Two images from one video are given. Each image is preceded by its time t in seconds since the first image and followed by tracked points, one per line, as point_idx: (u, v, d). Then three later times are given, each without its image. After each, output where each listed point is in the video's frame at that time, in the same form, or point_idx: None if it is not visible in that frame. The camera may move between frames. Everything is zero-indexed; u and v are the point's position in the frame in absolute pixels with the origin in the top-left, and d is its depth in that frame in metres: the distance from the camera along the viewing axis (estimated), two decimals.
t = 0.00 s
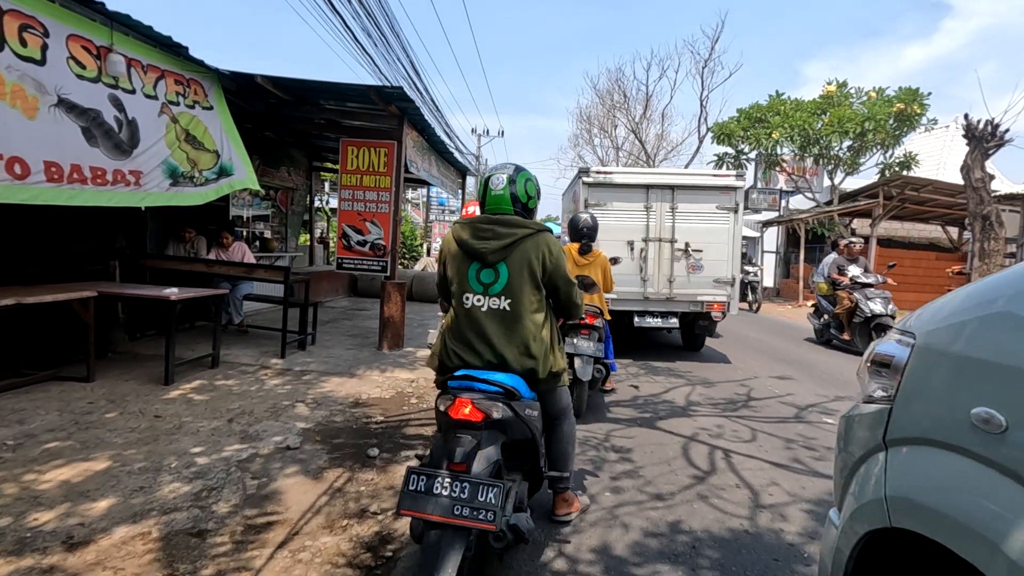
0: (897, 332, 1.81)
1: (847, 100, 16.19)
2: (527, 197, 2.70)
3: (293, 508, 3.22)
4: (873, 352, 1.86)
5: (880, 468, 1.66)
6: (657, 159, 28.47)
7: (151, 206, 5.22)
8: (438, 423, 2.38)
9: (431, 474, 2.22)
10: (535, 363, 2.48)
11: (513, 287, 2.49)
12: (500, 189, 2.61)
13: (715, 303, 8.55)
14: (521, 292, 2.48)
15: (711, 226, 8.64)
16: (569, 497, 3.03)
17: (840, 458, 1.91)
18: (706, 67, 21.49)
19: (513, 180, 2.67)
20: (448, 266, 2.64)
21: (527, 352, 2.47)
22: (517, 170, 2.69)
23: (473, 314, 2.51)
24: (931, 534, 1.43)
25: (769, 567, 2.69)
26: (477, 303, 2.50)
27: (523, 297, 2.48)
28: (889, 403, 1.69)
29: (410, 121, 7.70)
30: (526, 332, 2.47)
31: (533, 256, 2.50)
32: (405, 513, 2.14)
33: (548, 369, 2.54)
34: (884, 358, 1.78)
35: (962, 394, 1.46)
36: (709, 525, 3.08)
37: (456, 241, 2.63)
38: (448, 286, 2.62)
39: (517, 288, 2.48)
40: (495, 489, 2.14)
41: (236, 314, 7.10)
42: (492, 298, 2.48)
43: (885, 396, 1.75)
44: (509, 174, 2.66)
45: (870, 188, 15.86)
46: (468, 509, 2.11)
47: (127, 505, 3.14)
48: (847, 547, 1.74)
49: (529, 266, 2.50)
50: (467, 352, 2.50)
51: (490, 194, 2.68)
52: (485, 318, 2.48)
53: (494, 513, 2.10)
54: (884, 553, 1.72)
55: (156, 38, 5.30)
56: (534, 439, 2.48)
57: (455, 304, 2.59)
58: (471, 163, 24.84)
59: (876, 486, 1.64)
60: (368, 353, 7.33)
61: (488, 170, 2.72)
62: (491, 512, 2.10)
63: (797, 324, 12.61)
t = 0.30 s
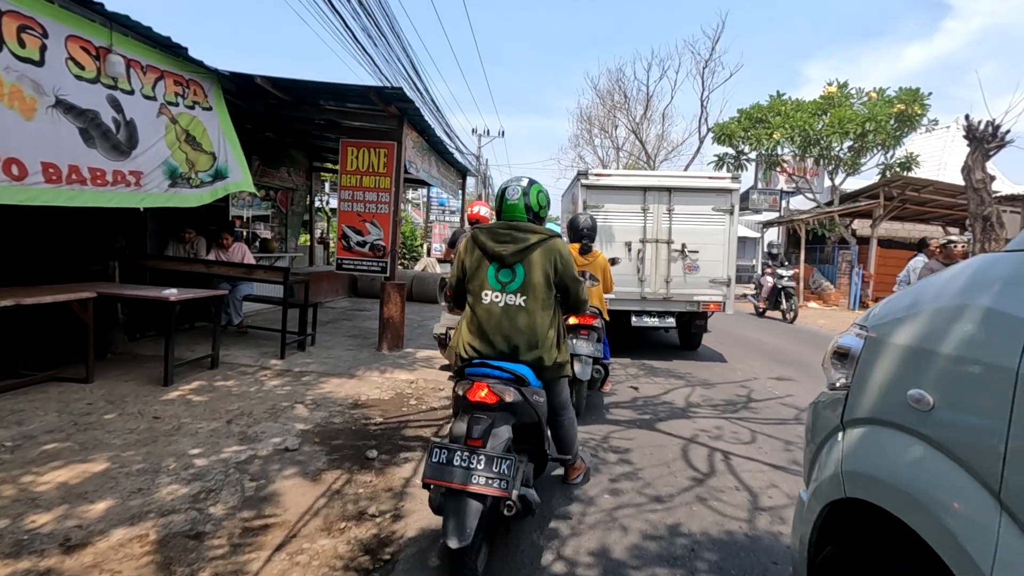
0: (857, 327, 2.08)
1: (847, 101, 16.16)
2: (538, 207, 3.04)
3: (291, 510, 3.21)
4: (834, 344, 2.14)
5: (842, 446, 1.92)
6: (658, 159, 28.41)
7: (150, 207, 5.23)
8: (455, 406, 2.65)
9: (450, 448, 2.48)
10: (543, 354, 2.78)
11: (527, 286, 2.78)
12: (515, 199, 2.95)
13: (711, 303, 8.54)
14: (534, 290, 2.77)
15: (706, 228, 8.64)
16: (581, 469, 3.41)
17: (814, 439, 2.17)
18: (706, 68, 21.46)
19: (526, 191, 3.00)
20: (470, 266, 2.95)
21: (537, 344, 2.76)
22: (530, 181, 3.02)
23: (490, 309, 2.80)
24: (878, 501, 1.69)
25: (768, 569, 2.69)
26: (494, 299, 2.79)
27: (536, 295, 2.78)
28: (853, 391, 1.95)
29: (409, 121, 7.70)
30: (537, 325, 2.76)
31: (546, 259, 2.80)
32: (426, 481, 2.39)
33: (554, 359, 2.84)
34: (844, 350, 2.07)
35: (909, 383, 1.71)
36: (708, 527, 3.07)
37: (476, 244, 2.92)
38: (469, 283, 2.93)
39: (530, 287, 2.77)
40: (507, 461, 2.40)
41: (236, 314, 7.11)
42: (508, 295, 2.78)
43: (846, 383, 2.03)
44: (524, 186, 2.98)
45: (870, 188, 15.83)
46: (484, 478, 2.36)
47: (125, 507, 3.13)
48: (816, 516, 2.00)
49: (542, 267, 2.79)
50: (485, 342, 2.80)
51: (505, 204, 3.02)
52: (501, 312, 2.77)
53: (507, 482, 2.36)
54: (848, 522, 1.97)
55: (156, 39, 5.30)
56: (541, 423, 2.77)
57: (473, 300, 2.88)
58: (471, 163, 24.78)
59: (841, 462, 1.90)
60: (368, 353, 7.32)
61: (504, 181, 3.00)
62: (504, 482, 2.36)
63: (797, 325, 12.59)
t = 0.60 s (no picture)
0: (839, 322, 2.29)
1: (849, 100, 16.08)
2: (552, 209, 3.53)
3: (288, 514, 3.16)
4: (818, 337, 2.34)
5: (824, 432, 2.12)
6: (659, 159, 28.33)
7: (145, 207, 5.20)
8: (472, 394, 3.02)
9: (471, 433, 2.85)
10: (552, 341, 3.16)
11: (541, 279, 3.18)
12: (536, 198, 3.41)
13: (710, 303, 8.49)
14: (547, 283, 3.18)
15: (705, 228, 8.59)
16: (582, 469, 3.57)
17: (801, 425, 2.37)
18: (708, 68, 21.42)
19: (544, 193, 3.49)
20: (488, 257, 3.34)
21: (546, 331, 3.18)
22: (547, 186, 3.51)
23: (508, 299, 3.17)
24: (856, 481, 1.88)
25: None
26: (512, 289, 3.17)
27: (548, 287, 3.20)
28: (833, 380, 2.14)
29: (409, 121, 7.66)
30: (547, 315, 3.16)
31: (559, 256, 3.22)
32: (450, 461, 2.74)
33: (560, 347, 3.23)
34: (826, 342, 2.26)
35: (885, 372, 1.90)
36: (711, 532, 3.02)
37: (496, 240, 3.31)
38: (487, 272, 3.30)
39: (544, 280, 3.18)
40: (522, 444, 2.77)
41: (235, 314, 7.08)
42: (524, 286, 3.16)
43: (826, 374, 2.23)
44: (542, 190, 3.45)
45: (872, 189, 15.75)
46: (502, 458, 2.72)
47: (120, 511, 3.09)
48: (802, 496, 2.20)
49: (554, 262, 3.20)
50: (498, 326, 3.18)
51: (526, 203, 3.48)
52: (518, 301, 3.15)
53: (523, 463, 2.73)
54: (830, 501, 2.17)
55: (154, 37, 5.25)
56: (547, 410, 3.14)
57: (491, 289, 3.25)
58: (471, 163, 24.71)
59: (824, 446, 2.10)
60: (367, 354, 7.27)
61: (524, 184, 3.46)
62: (519, 462, 2.73)
63: (799, 326, 12.53)
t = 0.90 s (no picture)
0: (833, 320, 2.33)
1: (852, 100, 15.97)
2: (547, 212, 3.53)
3: (282, 523, 3.07)
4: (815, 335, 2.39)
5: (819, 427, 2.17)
6: (660, 159, 28.23)
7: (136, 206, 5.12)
8: (479, 387, 3.02)
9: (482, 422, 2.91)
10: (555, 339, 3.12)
11: (542, 278, 3.14)
12: (536, 200, 3.42)
13: (711, 304, 8.39)
14: (549, 282, 3.14)
15: (705, 229, 8.48)
16: (581, 469, 3.46)
17: (798, 421, 2.42)
18: (710, 68, 21.30)
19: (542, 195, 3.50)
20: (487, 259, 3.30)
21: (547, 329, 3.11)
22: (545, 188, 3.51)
23: (510, 299, 3.12)
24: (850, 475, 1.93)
25: None
26: (513, 289, 3.12)
27: (549, 286, 3.17)
28: (828, 376, 2.19)
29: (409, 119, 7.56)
30: (551, 314, 3.13)
31: (558, 256, 3.20)
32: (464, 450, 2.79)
33: (563, 346, 3.19)
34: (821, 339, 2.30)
35: (877, 367, 1.94)
36: (719, 543, 2.92)
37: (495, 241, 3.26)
38: (487, 274, 3.26)
39: (546, 279, 3.14)
40: (532, 433, 2.84)
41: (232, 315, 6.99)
42: (526, 285, 3.11)
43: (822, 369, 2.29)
44: (540, 192, 3.44)
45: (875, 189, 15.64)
46: (513, 446, 2.79)
47: (108, 520, 2.99)
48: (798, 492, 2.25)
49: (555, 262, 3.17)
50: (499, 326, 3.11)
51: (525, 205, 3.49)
52: (520, 300, 3.10)
53: (533, 451, 2.80)
54: (826, 496, 2.21)
55: (150, 33, 5.16)
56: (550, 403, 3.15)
57: (492, 291, 3.19)
58: (472, 163, 24.62)
59: (819, 441, 2.14)
60: (366, 355, 7.18)
61: (523, 185, 3.43)
62: (531, 450, 2.79)
63: (801, 327, 12.42)
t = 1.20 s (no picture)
0: (841, 320, 2.30)
1: (857, 98, 15.78)
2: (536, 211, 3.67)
3: (271, 538, 2.90)
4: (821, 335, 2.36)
5: (825, 429, 2.16)
6: (661, 159, 28.05)
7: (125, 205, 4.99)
8: (487, 380, 3.21)
9: (491, 414, 3.08)
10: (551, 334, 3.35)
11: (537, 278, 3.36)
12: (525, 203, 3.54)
13: (715, 304, 8.22)
14: (543, 282, 3.36)
15: (707, 229, 8.31)
16: (576, 455, 3.46)
17: (804, 423, 2.40)
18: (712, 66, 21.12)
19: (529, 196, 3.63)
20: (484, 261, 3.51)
21: (542, 327, 3.37)
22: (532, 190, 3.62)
23: (508, 299, 3.34)
24: (858, 477, 1.92)
25: None
26: (510, 289, 3.33)
27: (543, 285, 3.39)
28: (835, 377, 2.17)
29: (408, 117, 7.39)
30: (546, 311, 3.36)
31: (550, 256, 3.41)
32: (477, 441, 2.97)
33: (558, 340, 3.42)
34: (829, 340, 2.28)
35: (885, 368, 1.92)
36: (732, 560, 2.76)
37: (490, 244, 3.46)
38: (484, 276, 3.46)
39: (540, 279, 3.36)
40: (539, 422, 3.03)
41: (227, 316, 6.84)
42: (522, 286, 3.33)
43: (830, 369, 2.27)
44: (529, 193, 3.56)
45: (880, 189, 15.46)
46: (522, 436, 2.98)
47: (87, 535, 2.83)
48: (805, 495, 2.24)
49: (548, 263, 3.39)
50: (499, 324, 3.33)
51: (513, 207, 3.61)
52: (517, 300, 3.32)
53: (540, 439, 2.99)
54: (833, 498, 2.19)
55: (140, 27, 5.01)
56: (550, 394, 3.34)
57: (490, 291, 3.40)
58: (472, 162, 24.44)
59: (826, 443, 2.12)
60: (363, 357, 7.02)
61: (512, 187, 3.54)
62: (538, 438, 2.99)
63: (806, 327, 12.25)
